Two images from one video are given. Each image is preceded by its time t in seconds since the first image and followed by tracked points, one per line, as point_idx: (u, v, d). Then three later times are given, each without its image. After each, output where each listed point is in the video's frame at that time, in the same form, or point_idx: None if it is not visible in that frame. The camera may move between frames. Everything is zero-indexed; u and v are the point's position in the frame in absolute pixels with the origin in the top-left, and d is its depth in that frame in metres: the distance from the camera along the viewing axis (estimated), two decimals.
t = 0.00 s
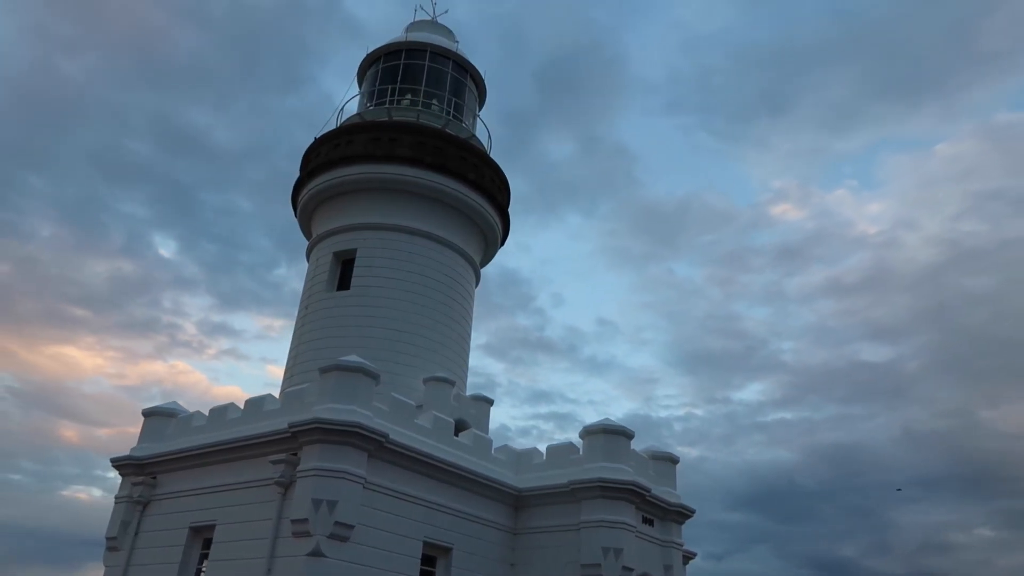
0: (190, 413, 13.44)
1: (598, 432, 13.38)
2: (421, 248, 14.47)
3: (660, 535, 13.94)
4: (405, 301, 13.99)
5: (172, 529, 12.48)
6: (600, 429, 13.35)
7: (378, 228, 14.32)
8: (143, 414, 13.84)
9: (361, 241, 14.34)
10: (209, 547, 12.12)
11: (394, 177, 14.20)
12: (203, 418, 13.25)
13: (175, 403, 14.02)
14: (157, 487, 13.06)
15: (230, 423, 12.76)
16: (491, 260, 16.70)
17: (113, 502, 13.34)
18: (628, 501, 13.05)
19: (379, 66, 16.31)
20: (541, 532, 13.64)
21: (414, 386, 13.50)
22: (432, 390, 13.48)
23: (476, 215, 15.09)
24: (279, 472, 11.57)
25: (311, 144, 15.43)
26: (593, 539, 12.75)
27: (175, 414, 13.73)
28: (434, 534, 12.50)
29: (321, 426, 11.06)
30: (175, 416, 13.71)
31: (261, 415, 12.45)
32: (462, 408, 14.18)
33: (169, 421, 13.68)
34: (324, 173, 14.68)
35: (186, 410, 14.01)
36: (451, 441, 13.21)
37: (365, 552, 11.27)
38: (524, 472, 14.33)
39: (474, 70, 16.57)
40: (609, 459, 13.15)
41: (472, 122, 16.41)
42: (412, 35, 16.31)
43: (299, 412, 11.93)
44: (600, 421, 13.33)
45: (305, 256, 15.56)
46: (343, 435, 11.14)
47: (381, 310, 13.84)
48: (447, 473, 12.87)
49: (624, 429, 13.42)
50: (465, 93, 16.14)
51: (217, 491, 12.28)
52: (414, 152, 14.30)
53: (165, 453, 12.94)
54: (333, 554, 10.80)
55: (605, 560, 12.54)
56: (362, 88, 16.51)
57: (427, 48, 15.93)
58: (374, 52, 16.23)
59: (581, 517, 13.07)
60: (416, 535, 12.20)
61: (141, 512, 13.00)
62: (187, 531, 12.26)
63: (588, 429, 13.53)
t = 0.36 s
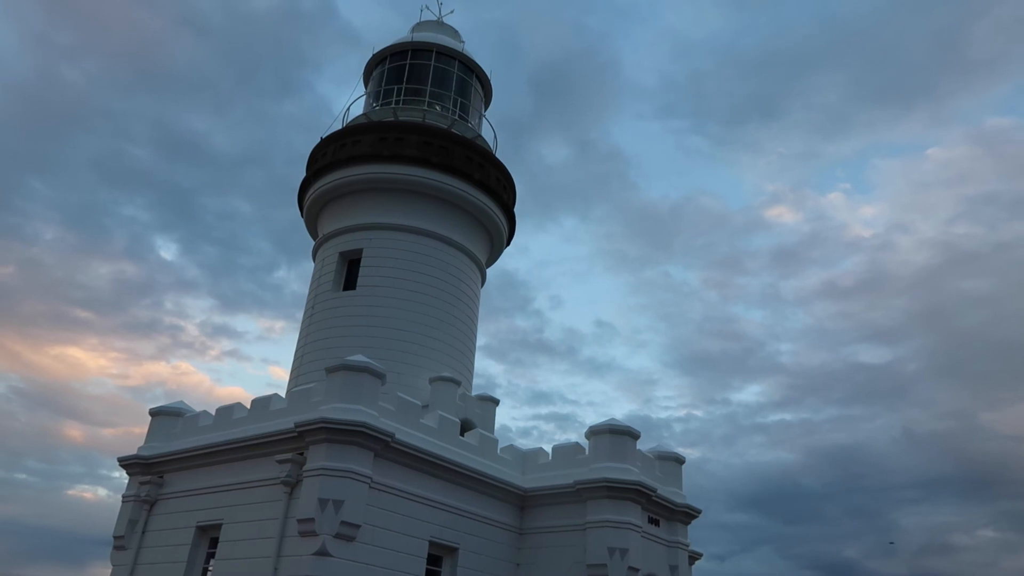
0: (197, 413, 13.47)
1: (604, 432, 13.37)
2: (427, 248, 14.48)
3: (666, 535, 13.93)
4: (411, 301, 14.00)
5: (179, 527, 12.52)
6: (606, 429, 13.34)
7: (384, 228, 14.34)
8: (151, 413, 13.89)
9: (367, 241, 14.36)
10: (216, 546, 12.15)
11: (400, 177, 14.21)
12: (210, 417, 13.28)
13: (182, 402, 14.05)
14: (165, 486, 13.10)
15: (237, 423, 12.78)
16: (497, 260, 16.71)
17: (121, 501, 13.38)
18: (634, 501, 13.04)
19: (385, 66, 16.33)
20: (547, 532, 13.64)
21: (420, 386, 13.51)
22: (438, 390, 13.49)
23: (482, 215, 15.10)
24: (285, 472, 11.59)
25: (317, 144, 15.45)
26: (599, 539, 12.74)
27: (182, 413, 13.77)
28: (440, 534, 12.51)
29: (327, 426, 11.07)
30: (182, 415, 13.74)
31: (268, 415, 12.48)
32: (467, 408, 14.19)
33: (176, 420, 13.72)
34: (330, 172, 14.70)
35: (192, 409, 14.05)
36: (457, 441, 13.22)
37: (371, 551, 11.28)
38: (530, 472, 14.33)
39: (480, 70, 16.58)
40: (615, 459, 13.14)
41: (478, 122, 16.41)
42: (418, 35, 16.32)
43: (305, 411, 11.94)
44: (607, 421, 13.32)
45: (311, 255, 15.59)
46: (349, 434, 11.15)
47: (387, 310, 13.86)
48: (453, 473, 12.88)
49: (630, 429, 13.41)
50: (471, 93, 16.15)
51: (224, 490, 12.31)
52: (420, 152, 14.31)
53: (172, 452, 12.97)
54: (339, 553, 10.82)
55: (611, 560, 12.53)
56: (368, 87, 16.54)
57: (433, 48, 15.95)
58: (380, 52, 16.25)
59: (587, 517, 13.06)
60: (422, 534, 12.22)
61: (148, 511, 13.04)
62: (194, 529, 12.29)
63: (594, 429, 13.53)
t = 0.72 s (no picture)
0: (204, 412, 13.50)
1: (610, 431, 13.36)
2: (433, 248, 14.50)
3: (672, 536, 13.92)
4: (417, 301, 14.02)
5: (186, 526, 12.55)
6: (612, 429, 13.33)
7: (390, 228, 14.36)
8: (158, 413, 13.93)
9: (373, 241, 14.37)
10: (223, 545, 12.18)
11: (406, 177, 14.23)
12: (217, 417, 13.31)
13: (189, 402, 14.09)
14: (172, 485, 13.14)
15: (244, 422, 12.81)
16: (502, 260, 16.72)
17: (128, 500, 13.42)
18: (640, 501, 13.04)
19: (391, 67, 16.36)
20: (553, 532, 13.64)
21: (427, 386, 13.53)
22: (444, 390, 13.50)
23: (488, 215, 15.10)
24: (291, 471, 11.61)
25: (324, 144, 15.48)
26: (605, 540, 12.73)
27: (189, 413, 13.81)
28: (446, 534, 12.52)
29: (334, 425, 11.08)
30: (189, 415, 13.78)
31: (274, 414, 12.50)
32: (473, 407, 14.20)
33: (183, 420, 13.75)
34: (336, 173, 14.72)
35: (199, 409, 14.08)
36: (463, 441, 13.22)
37: (377, 550, 11.29)
38: (535, 472, 14.33)
39: (486, 70, 16.59)
40: (621, 459, 13.13)
41: (484, 122, 16.43)
42: (424, 36, 16.34)
43: (311, 411, 11.96)
44: (613, 421, 13.31)
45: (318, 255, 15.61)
46: (355, 434, 11.16)
47: (393, 310, 13.88)
48: (459, 473, 12.88)
49: (636, 429, 13.40)
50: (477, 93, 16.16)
51: (231, 490, 12.34)
52: (426, 152, 14.32)
53: (179, 452, 13.01)
54: (345, 553, 10.83)
55: (617, 560, 12.52)
56: (374, 87, 16.57)
57: (439, 48, 15.97)
58: (386, 52, 16.28)
59: (593, 517, 13.05)
60: (428, 534, 12.22)
61: (155, 510, 13.07)
62: (201, 529, 12.32)
63: (601, 429, 13.52)
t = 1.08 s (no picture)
0: (211, 412, 13.53)
1: (616, 431, 13.35)
2: (439, 248, 14.51)
3: (679, 536, 13.90)
4: (423, 301, 14.02)
5: (193, 525, 12.58)
6: (618, 429, 13.32)
7: (396, 228, 14.38)
8: (166, 412, 13.97)
9: (380, 241, 14.39)
10: (230, 544, 12.20)
11: (412, 177, 14.24)
12: (224, 416, 13.34)
13: (196, 402, 14.13)
14: (179, 485, 13.17)
15: (250, 421, 12.84)
16: (508, 260, 16.72)
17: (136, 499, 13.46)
18: (646, 501, 13.02)
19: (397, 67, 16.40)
20: (559, 532, 13.63)
21: (433, 386, 13.53)
22: (450, 390, 13.51)
23: (494, 215, 15.11)
24: (298, 471, 11.63)
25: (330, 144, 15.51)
26: (611, 540, 12.71)
27: (196, 413, 13.84)
28: (452, 533, 12.52)
29: (340, 425, 11.10)
30: (196, 414, 13.81)
31: (281, 414, 12.52)
32: (479, 407, 14.20)
33: (190, 420, 13.79)
34: (343, 173, 14.75)
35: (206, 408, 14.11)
36: (469, 441, 13.22)
37: (383, 550, 11.30)
38: (542, 472, 14.33)
39: (492, 70, 16.60)
40: (627, 459, 13.12)
41: (490, 121, 16.43)
42: (430, 36, 16.37)
43: (318, 410, 11.98)
44: (619, 421, 13.30)
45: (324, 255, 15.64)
46: (361, 434, 11.17)
47: (400, 310, 13.89)
48: (465, 472, 12.89)
49: (642, 429, 13.38)
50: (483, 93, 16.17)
51: (237, 489, 12.37)
52: (432, 152, 14.33)
53: (186, 451, 13.04)
54: (351, 552, 10.83)
55: (623, 560, 12.51)
56: (380, 88, 16.60)
57: (445, 49, 15.99)
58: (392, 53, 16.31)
59: (599, 517, 13.04)
60: (434, 534, 12.22)
61: (162, 509, 13.11)
62: (208, 528, 12.35)
63: (607, 429, 13.50)
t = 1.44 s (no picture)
0: (218, 412, 13.56)
1: (622, 431, 13.34)
2: (445, 247, 14.52)
3: (685, 536, 13.88)
4: (430, 301, 14.04)
5: (200, 525, 12.61)
6: (624, 429, 13.30)
7: (402, 228, 14.39)
8: (173, 412, 14.01)
9: (386, 241, 14.41)
10: (236, 543, 12.23)
11: (419, 177, 14.25)
12: (231, 416, 13.37)
13: (203, 401, 14.17)
14: (186, 484, 13.21)
15: (257, 421, 12.87)
16: (515, 260, 16.73)
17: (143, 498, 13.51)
18: (652, 501, 13.01)
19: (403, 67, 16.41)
20: (565, 532, 13.62)
21: (439, 386, 13.54)
22: (456, 390, 13.52)
23: (500, 215, 15.11)
24: (304, 470, 11.65)
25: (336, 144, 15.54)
26: (618, 540, 12.71)
27: (203, 412, 13.88)
28: (458, 533, 12.52)
29: (346, 425, 11.11)
30: (203, 414, 13.85)
31: (287, 413, 12.55)
32: (485, 407, 14.21)
33: (197, 419, 13.82)
34: (349, 173, 14.77)
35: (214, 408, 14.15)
36: (475, 441, 13.23)
37: (390, 549, 11.31)
38: (548, 472, 14.32)
39: (498, 70, 16.61)
40: (633, 459, 13.11)
41: (496, 121, 16.44)
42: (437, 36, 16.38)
43: (324, 410, 11.99)
44: (625, 421, 13.28)
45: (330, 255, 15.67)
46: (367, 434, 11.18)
47: (406, 310, 13.91)
48: (472, 472, 12.90)
49: (648, 429, 13.35)
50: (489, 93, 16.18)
51: (245, 488, 12.39)
52: (438, 152, 14.34)
53: (193, 451, 13.08)
54: (357, 552, 10.85)
55: (629, 560, 12.50)
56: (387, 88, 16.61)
57: (452, 49, 16.00)
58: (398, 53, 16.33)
59: (605, 518, 13.03)
60: (440, 534, 12.23)
61: (170, 509, 13.15)
62: (215, 527, 12.38)
63: (613, 429, 13.49)
